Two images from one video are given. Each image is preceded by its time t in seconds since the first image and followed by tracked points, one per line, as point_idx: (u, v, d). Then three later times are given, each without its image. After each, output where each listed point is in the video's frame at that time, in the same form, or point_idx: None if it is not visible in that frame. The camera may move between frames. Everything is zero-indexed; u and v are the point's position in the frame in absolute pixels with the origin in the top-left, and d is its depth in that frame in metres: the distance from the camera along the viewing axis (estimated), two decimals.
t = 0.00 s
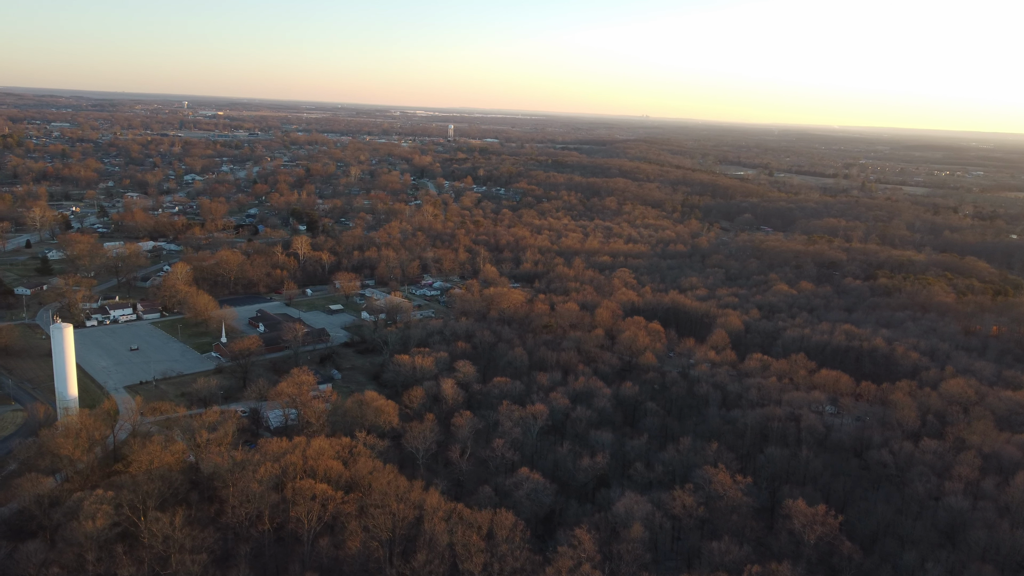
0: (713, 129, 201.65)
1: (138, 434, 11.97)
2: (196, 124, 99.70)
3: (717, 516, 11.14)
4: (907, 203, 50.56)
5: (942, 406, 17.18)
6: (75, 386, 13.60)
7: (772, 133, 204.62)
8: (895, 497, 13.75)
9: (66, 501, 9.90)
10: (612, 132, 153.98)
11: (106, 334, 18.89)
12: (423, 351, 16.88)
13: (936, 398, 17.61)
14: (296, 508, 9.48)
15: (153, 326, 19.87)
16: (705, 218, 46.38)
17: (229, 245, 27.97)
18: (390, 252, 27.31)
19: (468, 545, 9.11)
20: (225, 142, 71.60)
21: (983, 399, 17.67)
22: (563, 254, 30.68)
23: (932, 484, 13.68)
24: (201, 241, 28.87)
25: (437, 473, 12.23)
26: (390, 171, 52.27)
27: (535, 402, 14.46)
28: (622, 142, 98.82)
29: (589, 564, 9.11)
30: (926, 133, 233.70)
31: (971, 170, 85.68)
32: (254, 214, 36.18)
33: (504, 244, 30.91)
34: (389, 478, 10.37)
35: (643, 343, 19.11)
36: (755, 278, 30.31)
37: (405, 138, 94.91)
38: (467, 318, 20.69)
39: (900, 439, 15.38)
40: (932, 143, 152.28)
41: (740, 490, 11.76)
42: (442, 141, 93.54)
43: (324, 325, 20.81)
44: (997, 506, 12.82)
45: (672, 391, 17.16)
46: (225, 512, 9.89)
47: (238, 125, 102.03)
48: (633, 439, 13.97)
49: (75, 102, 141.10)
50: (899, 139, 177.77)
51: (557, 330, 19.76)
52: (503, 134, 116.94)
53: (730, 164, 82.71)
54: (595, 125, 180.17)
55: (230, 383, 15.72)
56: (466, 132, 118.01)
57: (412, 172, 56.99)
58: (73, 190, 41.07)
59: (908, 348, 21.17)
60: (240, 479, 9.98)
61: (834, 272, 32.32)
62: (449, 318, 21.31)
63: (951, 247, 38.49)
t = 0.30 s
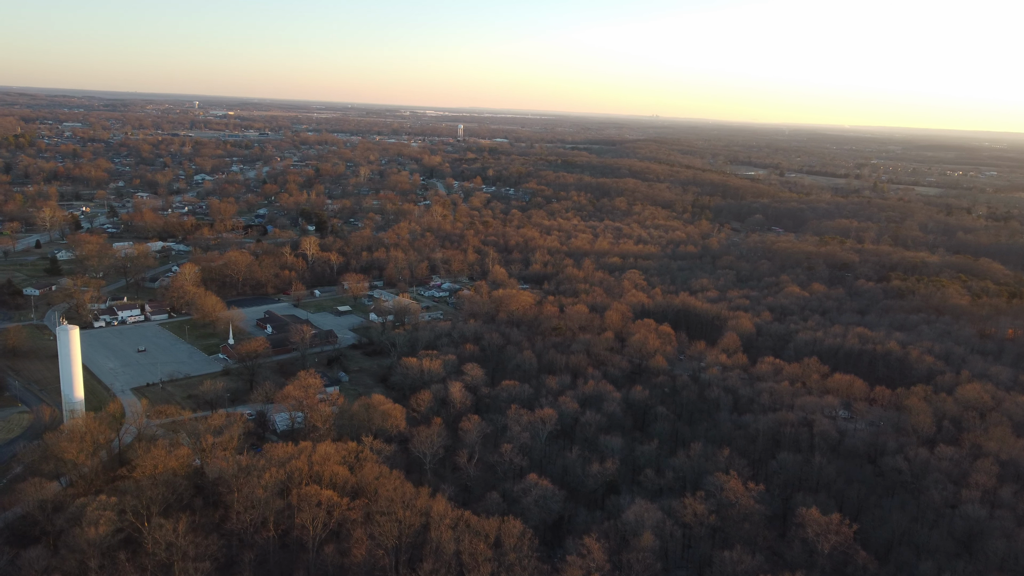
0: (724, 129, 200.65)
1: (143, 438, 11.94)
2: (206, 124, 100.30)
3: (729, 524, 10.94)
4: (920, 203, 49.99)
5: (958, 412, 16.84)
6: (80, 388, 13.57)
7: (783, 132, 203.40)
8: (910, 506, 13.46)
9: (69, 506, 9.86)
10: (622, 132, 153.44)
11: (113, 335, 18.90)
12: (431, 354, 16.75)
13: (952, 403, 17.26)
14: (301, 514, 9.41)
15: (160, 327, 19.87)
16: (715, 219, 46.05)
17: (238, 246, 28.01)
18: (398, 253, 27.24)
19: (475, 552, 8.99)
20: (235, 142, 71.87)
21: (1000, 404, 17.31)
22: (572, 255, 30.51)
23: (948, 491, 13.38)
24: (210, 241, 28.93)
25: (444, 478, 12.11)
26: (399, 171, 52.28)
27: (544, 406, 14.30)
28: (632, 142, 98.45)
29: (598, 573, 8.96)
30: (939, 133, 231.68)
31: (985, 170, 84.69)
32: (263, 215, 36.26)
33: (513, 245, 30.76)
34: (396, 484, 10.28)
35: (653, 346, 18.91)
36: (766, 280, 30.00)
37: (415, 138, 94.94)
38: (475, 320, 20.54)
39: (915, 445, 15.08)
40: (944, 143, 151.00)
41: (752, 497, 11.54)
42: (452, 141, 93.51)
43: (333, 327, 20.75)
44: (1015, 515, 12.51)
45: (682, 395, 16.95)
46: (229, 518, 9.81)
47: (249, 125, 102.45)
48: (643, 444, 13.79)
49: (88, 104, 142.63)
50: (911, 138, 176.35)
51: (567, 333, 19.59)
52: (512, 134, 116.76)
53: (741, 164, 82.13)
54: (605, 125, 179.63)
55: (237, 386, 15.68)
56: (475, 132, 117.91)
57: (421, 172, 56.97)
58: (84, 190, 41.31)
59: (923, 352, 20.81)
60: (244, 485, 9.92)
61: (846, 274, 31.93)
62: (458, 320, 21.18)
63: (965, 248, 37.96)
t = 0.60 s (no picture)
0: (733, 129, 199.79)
1: (148, 442, 11.91)
2: (216, 124, 100.80)
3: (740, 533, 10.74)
4: (932, 204, 49.47)
5: (973, 417, 16.53)
6: (85, 390, 13.54)
7: (792, 132, 202.42)
8: (925, 513, 13.20)
9: (71, 512, 9.81)
10: (631, 132, 153.00)
11: (120, 337, 18.90)
12: (438, 356, 16.63)
13: (967, 407, 16.94)
14: (305, 521, 9.32)
15: (167, 328, 19.87)
16: (725, 219, 45.74)
17: (246, 247, 28.03)
18: (406, 254, 27.16)
19: (481, 560, 8.87)
20: (244, 142, 72.13)
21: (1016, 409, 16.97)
22: (581, 256, 30.34)
23: (964, 499, 13.10)
24: (218, 242, 28.96)
25: (451, 484, 12.00)
26: (407, 171, 52.28)
27: (551, 410, 14.16)
28: (640, 142, 98.16)
29: None
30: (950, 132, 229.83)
31: (998, 171, 83.79)
32: (272, 215, 36.32)
33: (521, 246, 30.62)
34: (401, 491, 10.18)
35: (662, 349, 18.71)
36: (776, 282, 29.72)
37: (423, 138, 95.01)
38: (483, 323, 20.42)
39: (930, 451, 14.79)
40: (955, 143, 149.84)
41: (764, 505, 11.34)
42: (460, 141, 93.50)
43: (340, 328, 20.68)
44: None
45: (692, 399, 16.76)
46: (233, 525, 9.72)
47: (258, 125, 102.86)
48: (652, 449, 13.63)
49: (100, 104, 143.78)
50: (921, 138, 175.05)
51: (575, 336, 19.42)
52: (521, 134, 116.68)
53: (750, 164, 81.63)
54: (614, 125, 179.20)
55: (243, 388, 15.63)
56: (483, 132, 117.84)
57: (429, 173, 56.94)
58: (93, 190, 41.54)
59: (936, 355, 20.48)
60: (248, 492, 9.85)
61: (857, 276, 31.56)
62: (465, 322, 21.06)
63: (978, 249, 37.49)
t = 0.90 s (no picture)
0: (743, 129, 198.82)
1: (152, 446, 11.87)
2: (226, 124, 101.36)
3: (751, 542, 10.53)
4: (944, 205, 48.89)
5: (989, 423, 16.19)
6: (90, 393, 13.52)
7: (802, 132, 200.97)
8: (940, 522, 12.91)
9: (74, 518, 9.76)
10: (640, 133, 152.51)
11: (126, 338, 18.89)
12: (445, 360, 16.51)
13: (983, 412, 16.60)
14: (309, 529, 9.22)
15: (174, 330, 19.86)
16: (735, 220, 45.39)
17: (253, 247, 28.04)
18: (413, 256, 27.07)
19: (488, 570, 8.75)
20: (254, 143, 72.39)
21: None
22: (589, 257, 30.15)
23: (980, 508, 12.81)
24: (225, 242, 28.98)
25: (458, 490, 11.88)
26: (416, 171, 52.24)
27: (560, 415, 14.01)
28: (649, 143, 97.81)
29: None
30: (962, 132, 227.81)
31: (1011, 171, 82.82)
32: (280, 215, 36.36)
33: (530, 247, 30.45)
34: (406, 498, 10.08)
35: (671, 352, 18.50)
36: (787, 284, 29.42)
37: (431, 138, 95.05)
38: (491, 325, 20.28)
39: (945, 458, 14.48)
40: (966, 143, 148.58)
41: (776, 513, 11.12)
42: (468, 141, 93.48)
43: (346, 331, 20.61)
44: None
45: (701, 404, 16.54)
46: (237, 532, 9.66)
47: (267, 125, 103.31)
48: (662, 455, 13.45)
49: (111, 104, 144.82)
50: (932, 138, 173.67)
51: (583, 339, 19.24)
52: (529, 134, 116.57)
53: (760, 165, 81.11)
54: (622, 125, 178.72)
55: (250, 392, 15.58)
56: (492, 132, 117.81)
57: (437, 173, 56.90)
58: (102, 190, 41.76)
59: (951, 359, 20.13)
60: (251, 498, 9.77)
61: (869, 278, 31.18)
62: (473, 325, 20.92)
63: (992, 249, 36.95)
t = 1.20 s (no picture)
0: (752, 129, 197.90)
1: (156, 451, 11.82)
2: (236, 125, 101.98)
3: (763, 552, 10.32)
4: (957, 206, 48.34)
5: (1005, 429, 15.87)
6: (94, 396, 13.47)
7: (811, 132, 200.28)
8: (956, 532, 12.64)
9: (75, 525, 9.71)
10: (649, 133, 152.12)
11: (132, 340, 18.89)
12: (452, 363, 16.38)
13: (999, 418, 16.27)
14: (313, 537, 9.14)
15: (181, 331, 19.85)
16: (744, 221, 45.06)
17: (261, 249, 28.05)
18: (421, 257, 26.99)
19: None
20: (263, 143, 72.68)
21: None
22: (598, 259, 29.98)
23: (997, 517, 12.51)
24: (233, 244, 29.01)
25: (465, 496, 11.76)
26: (424, 172, 52.21)
27: (568, 420, 13.86)
28: (658, 143, 97.48)
29: None
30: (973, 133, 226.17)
31: None
32: (287, 216, 36.42)
33: (538, 248, 30.31)
34: (412, 505, 9.98)
35: (680, 356, 18.30)
36: (798, 286, 29.14)
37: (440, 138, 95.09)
38: (499, 328, 20.15)
39: (960, 466, 14.19)
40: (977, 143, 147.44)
41: (789, 522, 10.91)
42: (476, 141, 93.51)
43: (353, 333, 20.54)
44: None
45: (710, 410, 16.33)
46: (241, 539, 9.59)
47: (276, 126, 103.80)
48: (672, 461, 13.28)
49: (124, 104, 146.26)
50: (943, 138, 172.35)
51: (591, 342, 19.07)
52: (537, 134, 116.53)
53: (770, 165, 80.63)
54: (631, 125, 178.26)
55: (256, 395, 15.53)
56: (500, 132, 117.84)
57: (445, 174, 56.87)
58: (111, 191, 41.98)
59: (965, 364, 19.79)
60: (255, 506, 9.71)
61: (880, 280, 30.81)
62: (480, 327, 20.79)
63: (1007, 251, 36.40)
